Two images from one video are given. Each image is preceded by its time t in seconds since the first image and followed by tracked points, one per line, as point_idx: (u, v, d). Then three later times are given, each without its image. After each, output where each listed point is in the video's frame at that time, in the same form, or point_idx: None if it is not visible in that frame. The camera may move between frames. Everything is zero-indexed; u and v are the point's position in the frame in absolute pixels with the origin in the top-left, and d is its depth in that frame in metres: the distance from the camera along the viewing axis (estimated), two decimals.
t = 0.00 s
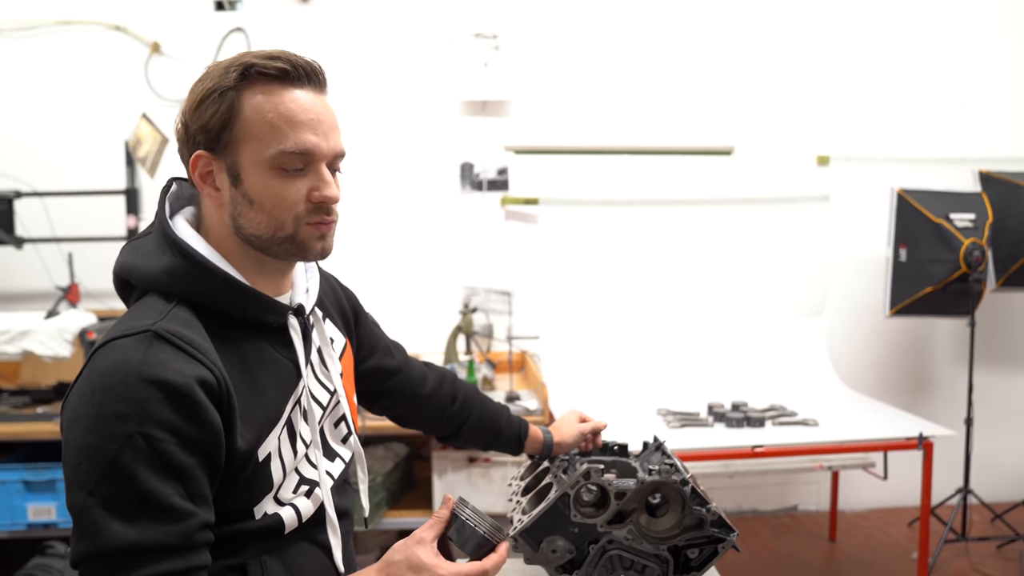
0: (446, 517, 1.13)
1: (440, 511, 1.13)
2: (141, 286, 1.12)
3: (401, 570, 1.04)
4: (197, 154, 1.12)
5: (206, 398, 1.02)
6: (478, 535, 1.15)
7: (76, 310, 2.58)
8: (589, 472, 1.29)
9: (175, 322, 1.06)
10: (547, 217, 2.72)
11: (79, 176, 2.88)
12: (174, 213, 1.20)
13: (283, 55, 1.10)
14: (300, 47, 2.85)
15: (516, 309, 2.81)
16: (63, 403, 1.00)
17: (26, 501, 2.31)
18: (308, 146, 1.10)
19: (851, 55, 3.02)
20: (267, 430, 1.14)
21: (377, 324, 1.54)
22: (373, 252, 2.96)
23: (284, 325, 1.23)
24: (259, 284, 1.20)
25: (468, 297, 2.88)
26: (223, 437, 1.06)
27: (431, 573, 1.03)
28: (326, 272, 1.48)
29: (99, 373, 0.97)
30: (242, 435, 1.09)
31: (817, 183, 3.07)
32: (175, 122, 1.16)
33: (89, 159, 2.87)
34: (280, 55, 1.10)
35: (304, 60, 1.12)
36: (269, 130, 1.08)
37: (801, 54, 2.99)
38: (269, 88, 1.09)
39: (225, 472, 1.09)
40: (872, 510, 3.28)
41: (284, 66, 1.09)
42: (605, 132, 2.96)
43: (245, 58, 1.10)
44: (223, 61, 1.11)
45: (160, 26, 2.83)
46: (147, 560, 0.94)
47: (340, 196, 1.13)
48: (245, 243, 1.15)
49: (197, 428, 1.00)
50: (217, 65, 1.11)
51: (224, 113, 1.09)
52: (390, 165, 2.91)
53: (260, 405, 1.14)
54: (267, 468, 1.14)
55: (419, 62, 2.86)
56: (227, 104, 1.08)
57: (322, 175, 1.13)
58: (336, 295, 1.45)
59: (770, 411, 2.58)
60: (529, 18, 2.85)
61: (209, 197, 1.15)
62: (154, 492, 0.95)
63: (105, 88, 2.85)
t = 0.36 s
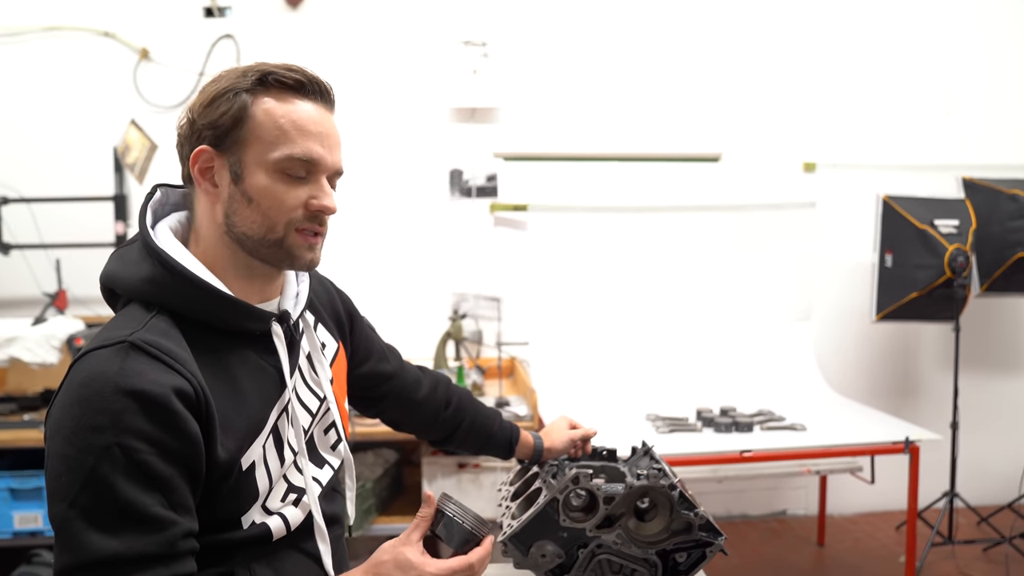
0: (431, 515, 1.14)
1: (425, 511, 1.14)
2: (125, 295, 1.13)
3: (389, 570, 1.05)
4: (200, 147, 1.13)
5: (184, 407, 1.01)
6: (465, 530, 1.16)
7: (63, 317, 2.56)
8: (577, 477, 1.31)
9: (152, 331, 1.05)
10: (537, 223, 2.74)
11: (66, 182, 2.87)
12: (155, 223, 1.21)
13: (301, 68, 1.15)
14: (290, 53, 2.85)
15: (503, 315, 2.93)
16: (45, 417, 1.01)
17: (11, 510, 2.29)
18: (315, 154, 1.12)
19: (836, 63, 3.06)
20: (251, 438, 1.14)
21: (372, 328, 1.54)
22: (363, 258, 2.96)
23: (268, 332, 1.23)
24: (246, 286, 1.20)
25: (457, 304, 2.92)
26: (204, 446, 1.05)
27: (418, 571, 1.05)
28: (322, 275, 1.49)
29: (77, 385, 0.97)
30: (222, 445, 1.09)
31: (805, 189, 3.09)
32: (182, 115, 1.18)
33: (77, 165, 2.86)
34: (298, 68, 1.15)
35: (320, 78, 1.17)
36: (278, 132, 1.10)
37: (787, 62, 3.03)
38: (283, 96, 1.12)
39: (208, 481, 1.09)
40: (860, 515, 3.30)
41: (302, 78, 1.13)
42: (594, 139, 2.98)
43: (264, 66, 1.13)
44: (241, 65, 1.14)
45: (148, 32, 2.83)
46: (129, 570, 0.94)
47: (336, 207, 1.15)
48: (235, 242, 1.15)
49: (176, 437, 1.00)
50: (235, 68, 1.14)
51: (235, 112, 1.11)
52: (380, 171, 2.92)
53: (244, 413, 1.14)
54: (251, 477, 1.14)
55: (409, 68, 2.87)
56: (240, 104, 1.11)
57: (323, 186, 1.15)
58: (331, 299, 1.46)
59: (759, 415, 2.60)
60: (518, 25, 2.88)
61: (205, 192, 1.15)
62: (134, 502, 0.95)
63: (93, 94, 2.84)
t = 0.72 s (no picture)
0: (418, 528, 1.15)
1: (413, 523, 1.15)
2: (120, 303, 1.14)
3: None
4: (213, 157, 1.18)
5: (179, 416, 1.02)
6: (453, 545, 1.15)
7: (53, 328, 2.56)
8: (564, 487, 1.31)
9: (149, 340, 1.07)
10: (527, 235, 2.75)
11: (59, 193, 2.87)
12: (153, 233, 1.23)
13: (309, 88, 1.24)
14: (282, 65, 2.87)
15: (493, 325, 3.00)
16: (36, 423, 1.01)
17: None
18: (326, 166, 1.21)
19: (823, 77, 3.10)
20: (242, 448, 1.15)
21: (360, 340, 1.56)
22: (355, 270, 2.97)
23: (263, 344, 1.24)
24: (249, 294, 1.25)
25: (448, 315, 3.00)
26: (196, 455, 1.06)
27: None
28: (311, 288, 1.51)
29: (73, 391, 0.97)
30: (215, 454, 1.10)
31: (794, 202, 3.12)
32: (190, 129, 1.23)
33: (70, 176, 2.87)
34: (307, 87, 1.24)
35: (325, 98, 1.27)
36: (293, 144, 1.18)
37: (775, 76, 3.07)
38: (294, 111, 1.21)
39: (199, 489, 1.10)
40: (850, 526, 3.31)
41: (311, 96, 1.23)
42: (584, 151, 3.00)
43: (275, 84, 1.22)
44: (253, 84, 1.22)
45: (141, 44, 2.85)
46: None
47: (344, 216, 1.23)
48: (244, 249, 1.20)
49: (169, 446, 1.01)
50: (247, 86, 1.22)
51: (249, 124, 1.18)
52: (372, 183, 2.93)
53: (237, 423, 1.15)
54: (241, 487, 1.15)
55: (401, 81, 2.90)
56: (254, 116, 1.18)
57: (330, 197, 1.24)
58: (320, 312, 1.48)
59: (748, 427, 2.61)
60: (509, 39, 2.91)
61: (215, 201, 1.21)
62: (126, 509, 0.95)
63: (86, 105, 2.85)
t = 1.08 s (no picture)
0: (387, 518, 1.16)
1: (382, 513, 1.16)
2: (90, 298, 1.14)
3: (345, 571, 1.09)
4: (183, 150, 1.19)
5: (147, 409, 1.03)
6: (420, 531, 1.18)
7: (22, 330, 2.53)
8: (531, 481, 1.34)
9: (118, 335, 1.07)
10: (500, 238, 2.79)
11: (28, 194, 2.84)
12: (122, 229, 1.23)
13: (280, 86, 1.27)
14: (257, 66, 2.87)
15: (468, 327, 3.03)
16: (6, 419, 1.01)
17: None
18: (296, 162, 1.24)
19: (792, 83, 3.17)
20: (212, 441, 1.16)
21: (334, 334, 1.58)
22: (330, 271, 2.97)
23: (233, 338, 1.25)
24: (217, 288, 1.25)
25: (422, 316, 3.02)
26: (165, 448, 1.07)
27: (374, 571, 1.09)
28: (286, 282, 1.53)
29: (41, 386, 0.98)
30: (184, 447, 1.10)
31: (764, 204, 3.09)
32: (160, 123, 1.24)
33: (40, 176, 2.84)
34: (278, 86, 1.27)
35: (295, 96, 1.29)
36: (265, 140, 1.20)
37: (748, 80, 3.12)
38: (266, 108, 1.24)
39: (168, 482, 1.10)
40: (819, 523, 3.38)
41: (283, 94, 1.25)
42: (558, 154, 3.04)
43: (246, 81, 1.24)
44: (224, 81, 1.24)
45: (113, 43, 2.82)
46: (87, 569, 0.95)
47: (313, 212, 1.26)
48: (213, 243, 1.21)
49: (138, 438, 1.01)
50: (218, 83, 1.24)
51: (221, 118, 1.20)
52: (347, 184, 2.94)
53: (207, 416, 1.16)
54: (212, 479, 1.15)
55: (377, 83, 2.91)
56: (226, 111, 1.20)
57: (300, 193, 1.26)
58: (295, 305, 1.49)
59: (719, 425, 2.65)
60: (484, 42, 2.93)
61: (184, 194, 1.21)
62: (95, 502, 0.96)
63: (56, 105, 2.83)
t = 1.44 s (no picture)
0: (355, 502, 1.19)
1: (349, 498, 1.19)
2: (51, 281, 1.14)
3: (311, 552, 1.11)
4: (150, 134, 1.19)
5: (105, 393, 1.03)
6: (389, 515, 1.20)
7: None
8: (499, 461, 1.35)
9: (77, 318, 1.07)
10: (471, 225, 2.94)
11: None
12: (83, 212, 1.22)
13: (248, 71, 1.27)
14: (224, 55, 2.84)
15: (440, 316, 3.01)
16: None
17: None
18: (264, 149, 1.25)
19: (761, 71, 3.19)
20: (175, 423, 1.17)
21: (304, 318, 1.59)
22: (302, 262, 2.96)
23: (197, 320, 1.25)
24: (184, 273, 1.26)
25: (394, 306, 3.01)
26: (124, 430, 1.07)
27: (341, 553, 1.11)
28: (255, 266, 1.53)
29: None
30: (145, 430, 1.11)
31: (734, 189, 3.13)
32: (125, 106, 1.23)
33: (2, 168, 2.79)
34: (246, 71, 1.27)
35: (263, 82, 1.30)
36: (234, 126, 1.21)
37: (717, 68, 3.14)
38: (235, 94, 1.24)
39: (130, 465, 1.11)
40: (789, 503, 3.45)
41: (251, 80, 1.26)
42: (529, 142, 3.05)
43: (214, 66, 1.24)
44: (190, 65, 1.24)
45: (76, 32, 2.78)
46: (42, 551, 0.96)
47: (281, 198, 1.28)
48: (181, 228, 1.22)
49: (94, 422, 1.01)
50: (184, 66, 1.24)
51: (189, 103, 1.20)
52: (317, 174, 2.93)
53: (169, 398, 1.17)
54: (174, 461, 1.16)
55: (346, 72, 2.90)
56: (194, 96, 1.20)
57: (269, 179, 1.27)
58: (262, 288, 1.50)
59: (689, 409, 2.69)
60: (454, 31, 2.93)
61: (151, 179, 1.21)
62: (50, 485, 0.96)
63: (18, 95, 2.78)
